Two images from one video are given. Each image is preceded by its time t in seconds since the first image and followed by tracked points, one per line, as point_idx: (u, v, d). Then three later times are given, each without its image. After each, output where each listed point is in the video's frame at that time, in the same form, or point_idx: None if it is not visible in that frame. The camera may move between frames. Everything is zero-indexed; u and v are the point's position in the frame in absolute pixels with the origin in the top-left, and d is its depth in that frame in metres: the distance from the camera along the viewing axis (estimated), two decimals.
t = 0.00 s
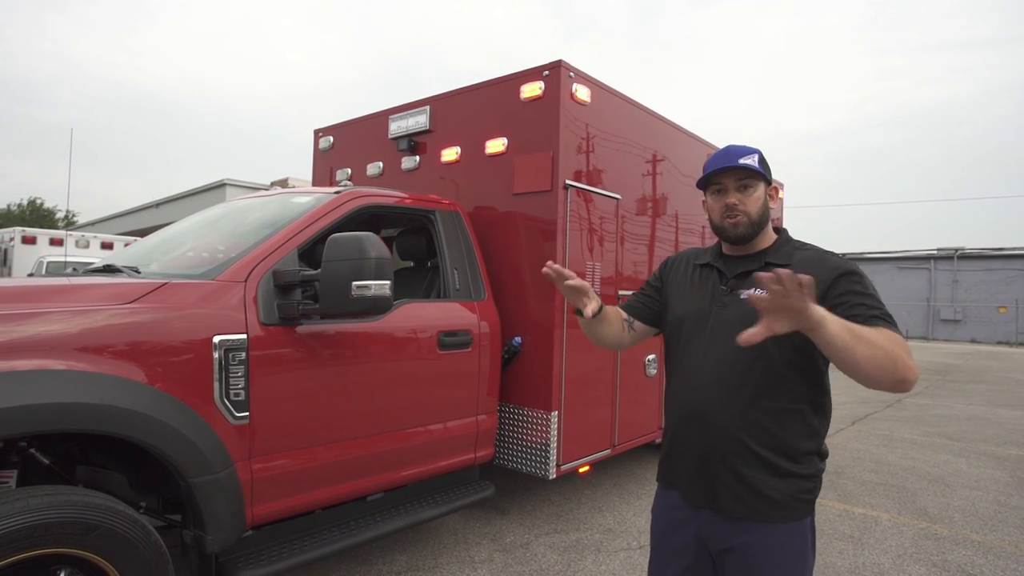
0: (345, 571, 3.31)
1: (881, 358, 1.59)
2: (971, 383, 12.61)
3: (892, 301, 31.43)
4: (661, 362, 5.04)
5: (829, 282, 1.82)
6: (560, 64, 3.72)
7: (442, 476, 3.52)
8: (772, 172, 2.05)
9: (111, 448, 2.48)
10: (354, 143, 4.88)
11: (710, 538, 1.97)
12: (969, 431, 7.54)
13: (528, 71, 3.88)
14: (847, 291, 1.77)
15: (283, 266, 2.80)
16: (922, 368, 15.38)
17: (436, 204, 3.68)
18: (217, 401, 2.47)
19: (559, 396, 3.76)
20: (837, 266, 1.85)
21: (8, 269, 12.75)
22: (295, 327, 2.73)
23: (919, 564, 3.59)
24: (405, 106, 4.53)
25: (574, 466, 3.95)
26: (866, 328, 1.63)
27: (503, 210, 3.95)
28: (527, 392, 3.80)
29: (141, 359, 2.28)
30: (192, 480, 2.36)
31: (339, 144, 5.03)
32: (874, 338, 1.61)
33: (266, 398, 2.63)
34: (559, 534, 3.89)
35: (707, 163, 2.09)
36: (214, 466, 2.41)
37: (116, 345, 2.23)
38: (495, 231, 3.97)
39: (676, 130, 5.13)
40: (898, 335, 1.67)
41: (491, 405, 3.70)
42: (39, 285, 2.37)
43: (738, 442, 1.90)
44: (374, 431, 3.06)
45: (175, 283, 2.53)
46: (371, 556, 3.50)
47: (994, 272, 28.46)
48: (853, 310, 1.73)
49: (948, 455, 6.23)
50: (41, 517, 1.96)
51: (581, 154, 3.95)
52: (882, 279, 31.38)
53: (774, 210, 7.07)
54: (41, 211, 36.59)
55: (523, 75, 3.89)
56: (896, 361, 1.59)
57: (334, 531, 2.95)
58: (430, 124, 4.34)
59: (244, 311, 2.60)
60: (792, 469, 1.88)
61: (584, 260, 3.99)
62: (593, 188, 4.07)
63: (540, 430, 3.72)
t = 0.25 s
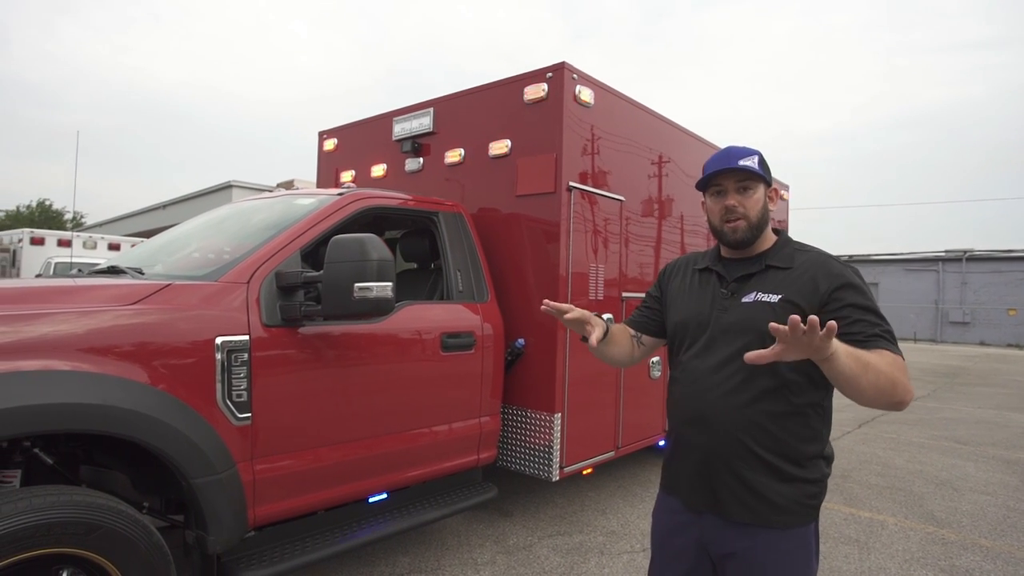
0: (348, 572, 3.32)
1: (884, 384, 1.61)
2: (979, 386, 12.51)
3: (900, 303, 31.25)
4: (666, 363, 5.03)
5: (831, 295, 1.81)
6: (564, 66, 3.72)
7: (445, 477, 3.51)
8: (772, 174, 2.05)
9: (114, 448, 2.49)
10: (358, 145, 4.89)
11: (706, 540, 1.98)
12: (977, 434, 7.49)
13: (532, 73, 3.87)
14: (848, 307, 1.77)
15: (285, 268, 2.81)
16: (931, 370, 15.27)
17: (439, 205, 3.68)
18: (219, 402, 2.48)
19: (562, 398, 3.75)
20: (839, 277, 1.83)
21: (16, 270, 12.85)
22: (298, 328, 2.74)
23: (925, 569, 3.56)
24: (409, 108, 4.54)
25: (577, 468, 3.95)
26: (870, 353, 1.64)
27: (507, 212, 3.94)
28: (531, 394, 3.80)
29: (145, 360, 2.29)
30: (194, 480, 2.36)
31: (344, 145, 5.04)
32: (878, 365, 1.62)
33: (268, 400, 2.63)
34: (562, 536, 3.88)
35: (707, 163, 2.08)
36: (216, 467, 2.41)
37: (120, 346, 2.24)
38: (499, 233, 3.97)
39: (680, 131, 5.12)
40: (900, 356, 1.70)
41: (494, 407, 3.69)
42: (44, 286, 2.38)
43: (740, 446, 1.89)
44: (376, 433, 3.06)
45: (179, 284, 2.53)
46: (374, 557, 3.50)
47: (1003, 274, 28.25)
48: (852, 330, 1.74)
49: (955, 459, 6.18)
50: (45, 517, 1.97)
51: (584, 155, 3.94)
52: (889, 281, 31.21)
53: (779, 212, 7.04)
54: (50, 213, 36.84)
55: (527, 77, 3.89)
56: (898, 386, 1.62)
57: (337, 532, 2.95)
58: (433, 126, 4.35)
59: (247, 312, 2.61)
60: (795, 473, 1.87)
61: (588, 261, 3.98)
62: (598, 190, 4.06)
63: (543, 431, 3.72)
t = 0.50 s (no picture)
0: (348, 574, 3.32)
1: (887, 394, 1.59)
2: (985, 390, 12.44)
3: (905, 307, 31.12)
4: (668, 366, 5.02)
5: (831, 300, 1.79)
6: (566, 68, 3.72)
7: (446, 480, 3.51)
8: (762, 175, 2.03)
9: (115, 449, 2.49)
10: (361, 147, 4.90)
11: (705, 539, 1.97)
12: (983, 439, 7.44)
13: (533, 76, 3.88)
14: (849, 312, 1.74)
15: (286, 270, 2.81)
16: (936, 374, 15.20)
17: (441, 208, 3.68)
18: (219, 404, 2.48)
19: (563, 401, 3.74)
20: (841, 281, 1.80)
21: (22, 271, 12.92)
22: (298, 331, 2.74)
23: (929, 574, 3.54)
24: (412, 110, 4.55)
25: (578, 471, 3.94)
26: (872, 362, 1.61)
27: (509, 214, 3.95)
28: (532, 397, 3.79)
29: (146, 362, 2.30)
30: (195, 482, 2.37)
31: (347, 148, 5.06)
32: (880, 375, 1.59)
33: (269, 401, 2.63)
34: (563, 539, 3.88)
35: (697, 171, 2.08)
36: (215, 468, 2.42)
37: (121, 348, 2.25)
38: (500, 235, 3.97)
39: (683, 134, 5.11)
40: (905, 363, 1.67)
41: (495, 409, 3.69)
42: (47, 287, 2.39)
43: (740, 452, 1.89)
44: (377, 435, 3.06)
45: (180, 286, 2.54)
46: (375, 559, 3.49)
47: (1010, 278, 28.11)
48: (852, 336, 1.71)
49: (960, 463, 6.15)
50: (45, 518, 1.98)
51: (586, 158, 3.94)
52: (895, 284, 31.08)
53: (783, 214, 7.03)
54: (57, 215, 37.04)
55: (529, 80, 3.89)
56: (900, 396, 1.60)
57: (337, 534, 2.95)
58: (436, 128, 4.35)
59: (248, 314, 2.61)
60: (796, 478, 1.86)
61: (589, 264, 3.98)
62: (600, 192, 4.06)
63: (545, 434, 3.71)
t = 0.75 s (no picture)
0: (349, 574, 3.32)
1: (842, 412, 1.59)
2: (991, 392, 12.38)
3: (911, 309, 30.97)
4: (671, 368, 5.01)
5: (821, 311, 1.77)
6: (568, 69, 3.72)
7: (447, 481, 3.50)
8: (764, 177, 2.00)
9: (117, 449, 2.50)
10: (364, 149, 4.91)
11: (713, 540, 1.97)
12: (989, 442, 7.40)
13: (535, 77, 3.88)
14: (837, 325, 1.72)
15: (288, 270, 2.82)
16: (942, 377, 15.12)
17: (443, 209, 3.68)
18: (220, 404, 2.48)
19: (565, 402, 3.74)
20: (833, 290, 1.77)
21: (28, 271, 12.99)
22: (299, 331, 2.74)
23: None
24: (415, 111, 4.56)
25: (580, 473, 3.93)
26: (829, 381, 1.61)
27: (511, 216, 3.95)
28: (534, 398, 3.79)
29: (148, 361, 2.31)
30: (195, 481, 2.38)
31: (350, 149, 5.07)
32: (836, 393, 1.60)
33: (269, 402, 2.64)
34: (564, 541, 3.87)
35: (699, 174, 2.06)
36: (216, 468, 2.42)
37: (123, 347, 2.26)
38: (502, 236, 3.97)
39: (686, 135, 5.11)
40: (883, 378, 1.62)
41: (497, 411, 3.69)
42: (50, 287, 2.40)
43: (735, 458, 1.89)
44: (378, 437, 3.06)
45: (183, 286, 2.55)
46: (376, 560, 3.50)
47: (1016, 280, 27.96)
48: (838, 348, 1.69)
49: (965, 466, 6.12)
50: (47, 516, 1.99)
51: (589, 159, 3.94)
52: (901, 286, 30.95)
53: (787, 216, 7.02)
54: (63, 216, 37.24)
55: (531, 81, 3.89)
56: (862, 414, 1.57)
57: (338, 534, 2.95)
58: (438, 130, 4.36)
59: (249, 314, 2.62)
60: (794, 484, 1.83)
61: (591, 265, 3.97)
62: (603, 194, 4.06)
63: (546, 436, 3.71)
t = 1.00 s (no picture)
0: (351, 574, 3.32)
1: (828, 421, 1.60)
2: (998, 394, 12.31)
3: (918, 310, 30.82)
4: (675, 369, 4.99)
5: (809, 314, 1.77)
6: (571, 69, 3.71)
7: (449, 481, 3.50)
8: (764, 179, 1.96)
9: (120, 448, 2.51)
10: (368, 149, 4.92)
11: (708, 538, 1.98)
12: (995, 444, 7.36)
13: (538, 77, 3.88)
14: (824, 329, 1.72)
15: (290, 270, 2.83)
16: (949, 378, 15.04)
17: (445, 209, 3.69)
18: (222, 403, 2.49)
19: (567, 402, 3.73)
20: (822, 294, 1.76)
21: (36, 271, 13.08)
22: (301, 331, 2.75)
23: None
24: (418, 111, 4.56)
25: (582, 473, 3.93)
26: (819, 389, 1.60)
27: (514, 216, 3.95)
28: (536, 398, 3.79)
29: (151, 361, 2.32)
30: (197, 480, 2.38)
31: (354, 149, 5.08)
32: (824, 404, 1.59)
33: (272, 401, 2.64)
34: (567, 541, 3.87)
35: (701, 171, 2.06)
36: (218, 467, 2.43)
37: (126, 347, 2.27)
38: (505, 236, 3.97)
39: (689, 134, 5.10)
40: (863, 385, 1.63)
41: (499, 411, 3.69)
42: (54, 287, 2.42)
43: (724, 456, 1.91)
44: (380, 437, 3.07)
45: (186, 286, 2.56)
46: (378, 560, 3.50)
47: None
48: (824, 353, 1.70)
49: (972, 468, 6.08)
50: (50, 515, 2.00)
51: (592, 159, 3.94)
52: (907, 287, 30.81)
53: (791, 216, 7.00)
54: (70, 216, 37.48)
55: (534, 81, 3.89)
56: (843, 423, 1.60)
57: (340, 533, 2.96)
58: (442, 130, 4.37)
59: (251, 314, 2.63)
60: (780, 483, 1.82)
61: (594, 265, 3.97)
62: (608, 194, 4.06)
63: (549, 436, 3.71)
